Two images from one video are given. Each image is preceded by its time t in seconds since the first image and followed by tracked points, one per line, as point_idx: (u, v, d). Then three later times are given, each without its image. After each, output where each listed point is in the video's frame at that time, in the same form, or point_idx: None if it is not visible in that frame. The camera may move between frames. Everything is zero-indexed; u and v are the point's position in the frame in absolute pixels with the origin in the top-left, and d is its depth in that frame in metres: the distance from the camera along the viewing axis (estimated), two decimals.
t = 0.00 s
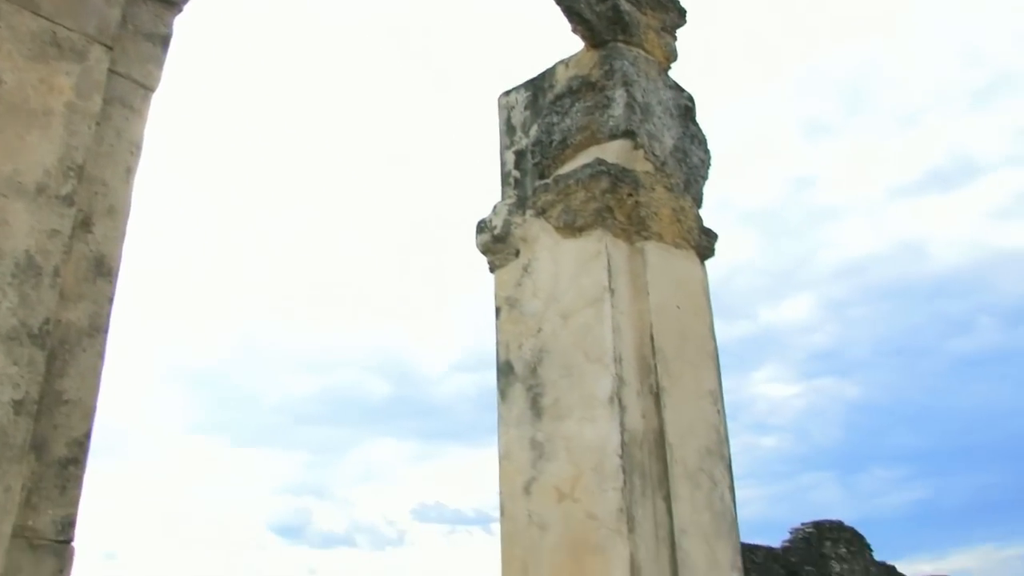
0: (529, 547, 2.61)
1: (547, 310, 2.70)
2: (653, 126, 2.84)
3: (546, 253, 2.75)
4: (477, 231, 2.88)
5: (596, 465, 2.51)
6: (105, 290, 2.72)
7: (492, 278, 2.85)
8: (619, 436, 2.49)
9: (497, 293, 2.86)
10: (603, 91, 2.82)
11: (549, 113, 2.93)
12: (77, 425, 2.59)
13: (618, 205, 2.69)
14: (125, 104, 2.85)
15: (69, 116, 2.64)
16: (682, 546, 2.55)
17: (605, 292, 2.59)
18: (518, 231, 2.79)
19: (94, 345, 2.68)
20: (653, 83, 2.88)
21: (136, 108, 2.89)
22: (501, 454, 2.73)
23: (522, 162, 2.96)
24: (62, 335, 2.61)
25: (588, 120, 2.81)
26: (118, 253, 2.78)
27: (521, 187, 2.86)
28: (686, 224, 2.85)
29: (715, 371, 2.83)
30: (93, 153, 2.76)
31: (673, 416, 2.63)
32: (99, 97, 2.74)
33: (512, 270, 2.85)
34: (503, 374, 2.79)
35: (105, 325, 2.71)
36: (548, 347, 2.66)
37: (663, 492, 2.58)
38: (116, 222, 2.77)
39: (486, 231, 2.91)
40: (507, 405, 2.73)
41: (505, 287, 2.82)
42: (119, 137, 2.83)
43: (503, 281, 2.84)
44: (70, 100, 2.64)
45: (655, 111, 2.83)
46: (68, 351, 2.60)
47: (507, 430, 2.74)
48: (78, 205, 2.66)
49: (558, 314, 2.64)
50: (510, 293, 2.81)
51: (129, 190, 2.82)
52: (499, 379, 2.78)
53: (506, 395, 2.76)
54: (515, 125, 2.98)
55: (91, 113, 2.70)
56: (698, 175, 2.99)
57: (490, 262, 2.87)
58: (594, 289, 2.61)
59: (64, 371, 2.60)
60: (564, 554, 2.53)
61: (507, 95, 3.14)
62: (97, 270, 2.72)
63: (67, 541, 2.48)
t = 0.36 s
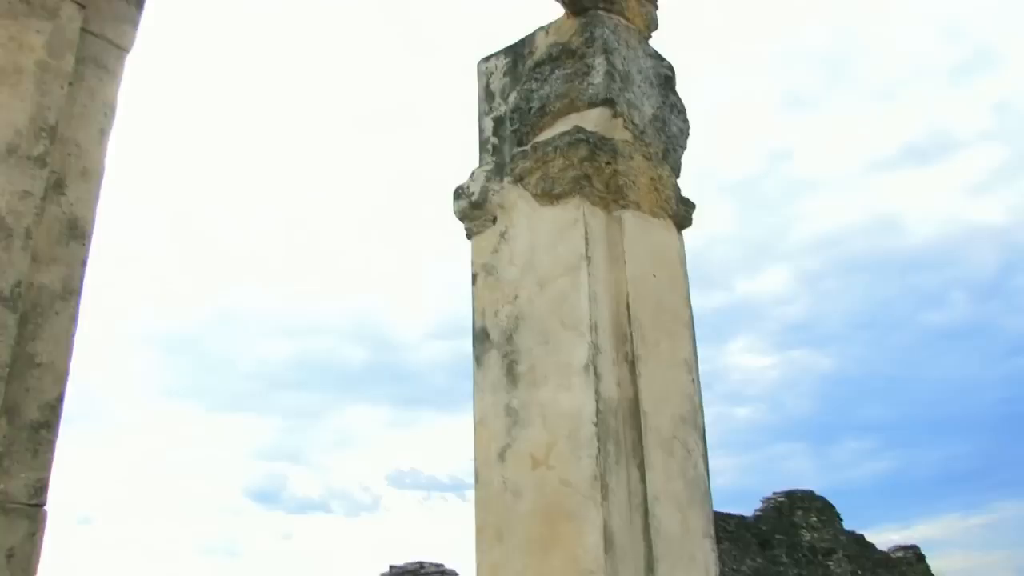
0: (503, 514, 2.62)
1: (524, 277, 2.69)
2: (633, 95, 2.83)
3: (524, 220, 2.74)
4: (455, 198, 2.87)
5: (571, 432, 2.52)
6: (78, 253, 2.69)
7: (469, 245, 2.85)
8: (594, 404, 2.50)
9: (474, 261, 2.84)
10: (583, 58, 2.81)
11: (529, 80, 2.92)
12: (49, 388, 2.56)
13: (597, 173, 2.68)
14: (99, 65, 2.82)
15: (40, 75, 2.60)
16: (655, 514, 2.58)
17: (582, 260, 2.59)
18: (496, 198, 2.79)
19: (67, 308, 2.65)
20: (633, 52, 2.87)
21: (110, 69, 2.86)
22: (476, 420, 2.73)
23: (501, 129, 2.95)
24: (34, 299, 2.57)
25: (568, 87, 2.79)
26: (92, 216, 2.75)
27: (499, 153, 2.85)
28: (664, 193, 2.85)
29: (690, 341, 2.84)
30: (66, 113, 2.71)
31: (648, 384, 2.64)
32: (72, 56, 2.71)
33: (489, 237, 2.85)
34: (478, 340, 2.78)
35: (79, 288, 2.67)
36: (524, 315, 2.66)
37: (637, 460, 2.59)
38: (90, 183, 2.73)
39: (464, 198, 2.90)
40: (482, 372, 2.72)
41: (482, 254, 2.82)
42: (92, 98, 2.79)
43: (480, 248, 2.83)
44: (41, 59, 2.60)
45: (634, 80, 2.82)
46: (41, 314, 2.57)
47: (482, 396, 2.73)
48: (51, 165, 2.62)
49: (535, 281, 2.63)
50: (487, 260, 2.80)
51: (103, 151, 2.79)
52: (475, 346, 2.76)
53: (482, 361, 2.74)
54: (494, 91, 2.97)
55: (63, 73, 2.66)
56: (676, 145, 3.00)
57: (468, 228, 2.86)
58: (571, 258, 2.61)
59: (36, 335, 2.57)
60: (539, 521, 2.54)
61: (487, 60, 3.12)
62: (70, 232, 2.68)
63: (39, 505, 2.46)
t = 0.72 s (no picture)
0: (478, 470, 2.62)
1: (501, 234, 2.69)
2: (612, 53, 2.82)
3: (501, 177, 2.73)
4: (433, 154, 2.86)
5: (547, 389, 2.52)
6: (50, 206, 2.62)
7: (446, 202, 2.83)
8: (569, 361, 2.51)
9: (451, 217, 2.83)
10: (563, 15, 2.79)
11: (508, 37, 2.88)
12: (20, 342, 2.51)
13: (575, 130, 2.68)
14: (70, 14, 2.76)
15: (8, 22, 2.56)
16: (628, 472, 2.59)
17: (560, 218, 2.59)
18: (473, 154, 2.77)
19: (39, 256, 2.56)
20: (613, 9, 2.85)
21: (81, 18, 2.80)
22: (451, 377, 2.73)
23: (479, 85, 2.92)
24: (4, 251, 2.52)
25: (547, 45, 2.77)
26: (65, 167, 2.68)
27: (478, 110, 2.84)
28: (642, 152, 2.85)
29: (666, 301, 2.85)
30: (36, 61, 2.65)
31: (624, 343, 2.65)
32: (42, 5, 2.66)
33: (467, 193, 2.83)
34: (454, 298, 2.78)
35: (50, 242, 2.61)
36: (500, 272, 2.65)
37: (612, 418, 2.60)
38: (61, 134, 2.68)
39: (442, 154, 2.89)
40: (458, 329, 2.72)
41: (459, 210, 2.80)
42: (63, 48, 2.73)
43: (457, 205, 2.82)
44: (8, 6, 2.55)
45: (615, 38, 2.80)
46: (12, 267, 2.52)
47: (457, 353, 2.73)
48: (20, 116, 2.58)
49: (511, 238, 2.63)
50: (464, 217, 2.79)
51: (76, 102, 2.74)
52: (451, 302, 2.75)
53: (457, 318, 2.73)
54: (473, 47, 2.94)
55: (33, 21, 2.62)
56: (656, 104, 2.99)
57: (445, 185, 2.85)
58: (548, 216, 2.61)
59: (8, 287, 2.51)
60: (513, 478, 2.55)
61: (466, 16, 3.09)
62: (41, 180, 2.62)
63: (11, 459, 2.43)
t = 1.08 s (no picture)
0: (458, 429, 2.62)
1: (482, 193, 2.68)
2: (597, 12, 2.80)
3: (484, 135, 2.72)
4: (415, 112, 2.84)
5: (527, 348, 2.53)
6: (28, 162, 1.99)
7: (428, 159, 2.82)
8: (550, 320, 2.52)
9: (433, 175, 2.81)
10: None
11: None
12: None
13: (559, 89, 2.67)
14: None
15: None
16: (608, 432, 2.60)
17: (542, 177, 2.59)
18: (456, 112, 2.75)
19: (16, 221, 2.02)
20: None
21: None
22: (432, 335, 2.72)
23: (462, 43, 2.89)
24: None
25: (531, 2, 2.75)
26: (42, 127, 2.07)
27: (461, 68, 2.81)
28: (626, 112, 2.84)
29: (648, 262, 2.85)
30: (6, 10, 2.05)
31: (604, 303, 2.65)
32: None
33: (449, 151, 2.82)
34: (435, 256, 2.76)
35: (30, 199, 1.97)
36: (482, 231, 2.65)
37: (592, 378, 2.61)
38: (40, 88, 2.06)
39: (423, 112, 2.86)
40: (439, 287, 2.71)
41: (441, 168, 2.79)
42: None
43: (439, 163, 2.81)
44: None
45: None
46: None
47: (438, 311, 2.72)
48: None
49: (494, 197, 2.62)
50: (446, 175, 2.78)
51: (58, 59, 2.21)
52: (432, 261, 2.74)
53: (438, 276, 2.72)
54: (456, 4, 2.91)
55: None
56: (639, 64, 2.98)
57: (427, 142, 2.83)
58: (531, 175, 2.61)
59: None
60: (493, 436, 2.56)
61: None
62: (15, 139, 1.99)
63: None
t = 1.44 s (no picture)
0: (442, 386, 2.63)
1: (468, 150, 2.67)
2: None
3: (469, 92, 2.70)
4: (401, 68, 2.82)
5: (511, 306, 2.54)
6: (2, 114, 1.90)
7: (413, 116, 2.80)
8: (535, 278, 2.52)
9: (418, 132, 2.80)
10: None
11: None
12: None
13: (546, 47, 2.65)
14: None
15: None
16: (592, 390, 2.61)
17: (527, 134, 2.58)
18: (442, 69, 2.74)
19: None
20: None
21: None
22: (416, 292, 2.71)
23: None
24: None
25: None
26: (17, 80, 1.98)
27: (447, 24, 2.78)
28: (612, 71, 2.82)
29: (633, 220, 2.85)
30: None
31: (589, 261, 2.65)
32: None
33: (434, 108, 2.80)
34: (420, 213, 2.75)
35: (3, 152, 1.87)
36: (467, 188, 2.64)
37: (577, 335, 2.61)
38: (14, 42, 1.97)
39: (409, 69, 2.84)
40: (424, 244, 2.70)
41: (427, 125, 2.77)
42: None
43: (425, 120, 2.79)
44: None
45: None
46: None
47: (423, 268, 2.71)
48: None
49: (479, 154, 2.62)
50: (432, 132, 2.76)
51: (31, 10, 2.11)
52: (417, 218, 2.73)
53: (423, 233, 2.72)
54: None
55: None
56: (627, 23, 2.96)
57: (412, 99, 2.81)
58: (517, 132, 2.60)
59: None
60: (477, 394, 2.57)
61: None
62: None
63: None
